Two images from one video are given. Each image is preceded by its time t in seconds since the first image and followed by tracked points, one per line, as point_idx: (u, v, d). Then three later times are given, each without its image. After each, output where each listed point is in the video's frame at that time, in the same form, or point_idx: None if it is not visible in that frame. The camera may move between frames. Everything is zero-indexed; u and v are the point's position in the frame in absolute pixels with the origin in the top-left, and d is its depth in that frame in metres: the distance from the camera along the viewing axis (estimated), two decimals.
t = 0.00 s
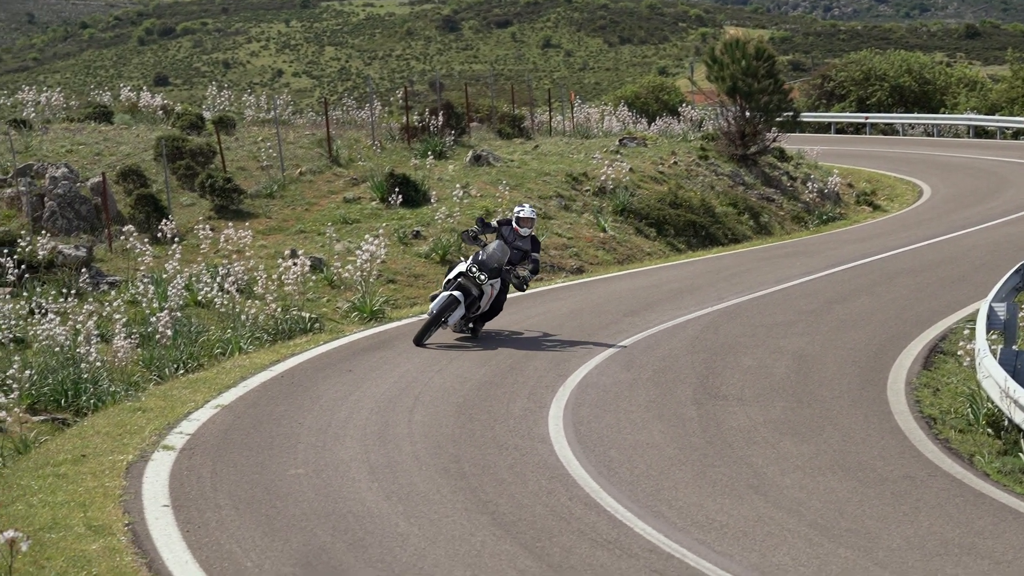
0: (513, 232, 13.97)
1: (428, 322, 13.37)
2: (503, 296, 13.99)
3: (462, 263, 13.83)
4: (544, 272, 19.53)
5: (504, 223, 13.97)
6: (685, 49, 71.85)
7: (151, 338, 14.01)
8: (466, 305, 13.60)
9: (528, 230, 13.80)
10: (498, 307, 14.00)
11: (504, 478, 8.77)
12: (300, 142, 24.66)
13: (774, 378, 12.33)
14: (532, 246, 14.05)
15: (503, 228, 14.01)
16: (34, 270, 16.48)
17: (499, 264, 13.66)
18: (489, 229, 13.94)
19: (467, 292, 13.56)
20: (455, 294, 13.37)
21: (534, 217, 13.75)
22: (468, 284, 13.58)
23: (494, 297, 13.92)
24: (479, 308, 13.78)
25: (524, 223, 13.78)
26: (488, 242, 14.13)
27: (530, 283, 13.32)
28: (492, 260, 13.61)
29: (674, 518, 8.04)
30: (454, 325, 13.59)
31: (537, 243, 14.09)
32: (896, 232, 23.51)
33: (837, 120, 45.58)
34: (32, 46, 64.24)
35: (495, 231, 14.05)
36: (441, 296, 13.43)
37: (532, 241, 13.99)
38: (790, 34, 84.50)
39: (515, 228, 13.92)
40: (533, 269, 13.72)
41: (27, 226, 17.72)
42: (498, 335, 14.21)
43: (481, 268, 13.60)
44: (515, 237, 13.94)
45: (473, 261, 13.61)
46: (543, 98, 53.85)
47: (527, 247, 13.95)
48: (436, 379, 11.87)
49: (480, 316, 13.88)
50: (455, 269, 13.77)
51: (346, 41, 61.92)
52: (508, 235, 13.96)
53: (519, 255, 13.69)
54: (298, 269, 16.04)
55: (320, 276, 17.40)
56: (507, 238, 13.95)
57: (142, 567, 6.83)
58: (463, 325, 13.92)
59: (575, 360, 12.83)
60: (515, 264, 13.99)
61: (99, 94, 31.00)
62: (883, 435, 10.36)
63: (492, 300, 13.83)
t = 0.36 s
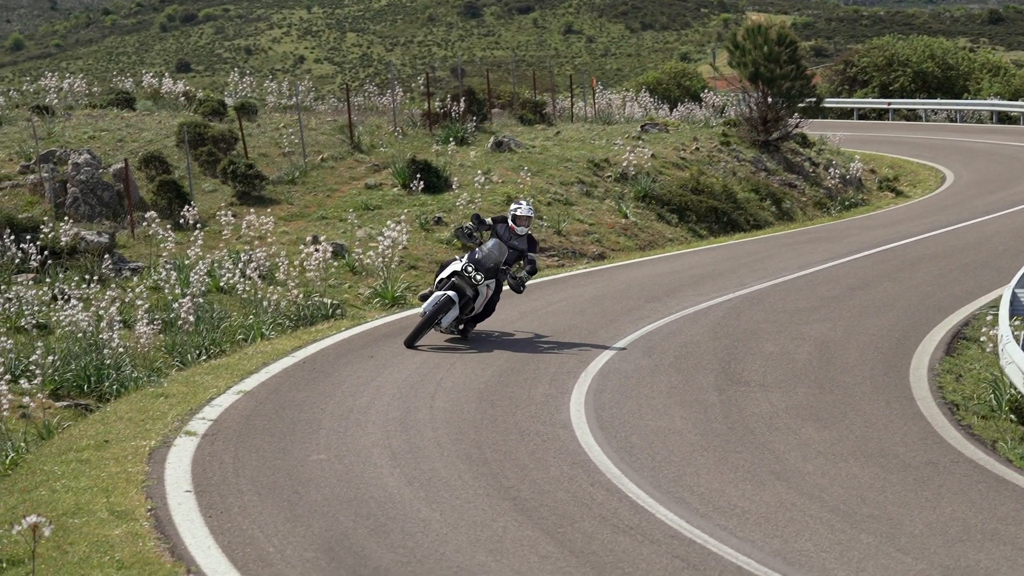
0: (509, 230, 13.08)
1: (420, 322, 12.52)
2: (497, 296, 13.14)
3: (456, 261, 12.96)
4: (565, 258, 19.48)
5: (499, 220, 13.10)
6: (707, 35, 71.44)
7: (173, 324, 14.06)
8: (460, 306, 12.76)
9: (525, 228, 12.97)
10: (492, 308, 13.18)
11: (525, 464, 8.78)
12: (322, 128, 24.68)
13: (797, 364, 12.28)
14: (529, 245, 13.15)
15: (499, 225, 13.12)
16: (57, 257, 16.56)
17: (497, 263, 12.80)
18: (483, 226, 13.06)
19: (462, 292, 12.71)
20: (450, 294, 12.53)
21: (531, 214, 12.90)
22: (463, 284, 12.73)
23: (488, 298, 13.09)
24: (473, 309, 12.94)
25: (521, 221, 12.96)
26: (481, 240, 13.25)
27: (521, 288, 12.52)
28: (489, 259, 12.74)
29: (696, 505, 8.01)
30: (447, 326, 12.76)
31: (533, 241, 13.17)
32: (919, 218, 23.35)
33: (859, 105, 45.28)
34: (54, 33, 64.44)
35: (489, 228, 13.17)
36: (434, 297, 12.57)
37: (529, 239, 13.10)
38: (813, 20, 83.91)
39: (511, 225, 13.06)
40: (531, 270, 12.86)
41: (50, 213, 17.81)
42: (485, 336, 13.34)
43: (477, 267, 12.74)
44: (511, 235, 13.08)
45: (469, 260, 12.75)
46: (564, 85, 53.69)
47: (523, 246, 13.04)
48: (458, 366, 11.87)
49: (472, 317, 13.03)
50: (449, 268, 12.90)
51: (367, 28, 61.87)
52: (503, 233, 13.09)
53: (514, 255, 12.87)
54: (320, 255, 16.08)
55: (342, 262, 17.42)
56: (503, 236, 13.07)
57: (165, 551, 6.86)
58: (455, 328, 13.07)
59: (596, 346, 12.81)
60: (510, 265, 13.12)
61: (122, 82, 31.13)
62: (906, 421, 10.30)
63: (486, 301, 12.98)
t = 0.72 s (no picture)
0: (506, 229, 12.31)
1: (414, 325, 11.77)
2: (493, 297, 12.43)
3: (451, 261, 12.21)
4: (584, 244, 19.42)
5: (496, 218, 12.27)
6: (726, 20, 71.04)
7: (192, 311, 14.10)
8: (456, 307, 12.05)
9: (523, 227, 12.12)
10: (487, 310, 12.47)
11: (543, 451, 8.77)
12: (340, 115, 24.69)
13: (816, 351, 12.22)
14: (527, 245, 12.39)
15: (496, 224, 12.33)
16: (77, 244, 16.64)
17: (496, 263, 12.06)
18: (479, 224, 12.25)
19: (459, 292, 12.02)
20: (447, 294, 11.81)
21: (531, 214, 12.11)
22: (459, 285, 12.00)
23: (485, 299, 12.38)
24: (469, 312, 12.23)
25: (519, 219, 12.08)
26: (476, 238, 12.45)
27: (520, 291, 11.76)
28: (487, 259, 11.99)
29: (714, 491, 8.00)
30: (443, 329, 12.02)
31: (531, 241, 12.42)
32: (938, 204, 23.19)
33: (879, 91, 44.94)
34: (74, 20, 64.64)
35: (485, 226, 12.36)
36: (430, 298, 11.83)
37: (527, 239, 12.35)
38: (832, 6, 83.33)
39: (507, 224, 12.22)
40: (530, 271, 12.09)
41: (69, 199, 17.87)
42: (477, 339, 12.59)
43: (475, 267, 12.01)
44: (508, 235, 12.26)
45: (466, 259, 12.02)
46: (583, 72, 53.52)
47: (522, 247, 12.29)
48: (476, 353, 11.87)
49: (467, 320, 12.29)
50: (445, 268, 12.16)
51: (385, 15, 61.81)
52: (500, 232, 12.27)
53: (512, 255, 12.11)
54: (338, 242, 16.08)
55: (360, 249, 17.43)
56: (500, 235, 12.27)
57: (184, 538, 6.88)
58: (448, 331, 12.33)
59: (614, 333, 12.78)
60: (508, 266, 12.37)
61: (141, 70, 31.22)
62: (925, 408, 10.24)
63: (483, 303, 12.26)
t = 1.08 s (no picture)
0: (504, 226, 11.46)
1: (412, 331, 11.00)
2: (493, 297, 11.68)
3: (449, 261, 11.40)
4: (599, 231, 19.38)
5: (495, 215, 11.43)
6: (742, 7, 70.64)
7: (208, 298, 14.14)
8: (455, 310, 11.30)
9: (524, 225, 11.29)
10: (487, 312, 11.72)
11: (559, 437, 8.77)
12: (355, 102, 24.67)
13: (832, 337, 12.19)
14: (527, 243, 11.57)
15: (494, 221, 11.47)
16: (93, 232, 16.71)
17: (497, 263, 11.26)
18: (477, 221, 11.41)
19: (458, 294, 11.25)
20: (446, 297, 11.05)
21: (531, 210, 11.26)
22: (458, 286, 11.25)
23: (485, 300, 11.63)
24: (468, 314, 11.47)
25: (519, 216, 11.24)
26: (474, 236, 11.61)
27: (523, 293, 11.06)
28: (488, 259, 11.19)
29: (729, 477, 7.99)
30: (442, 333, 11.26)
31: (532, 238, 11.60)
32: (955, 190, 23.06)
33: (895, 77, 44.64)
34: (90, 8, 64.75)
35: (483, 223, 11.52)
36: (427, 301, 11.06)
37: (528, 237, 11.52)
38: None
39: (507, 222, 11.38)
40: (533, 272, 11.30)
41: (85, 187, 17.94)
42: (472, 344, 11.81)
43: (476, 267, 11.24)
44: (507, 233, 11.42)
45: (466, 259, 11.24)
46: (598, 59, 53.35)
47: (522, 245, 11.47)
48: (492, 341, 11.88)
49: (466, 323, 11.54)
50: (442, 269, 11.36)
51: (400, 2, 61.70)
52: (499, 229, 11.44)
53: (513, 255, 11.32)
54: (354, 228, 16.09)
55: (376, 236, 17.44)
56: (499, 233, 11.44)
57: (200, 525, 6.91)
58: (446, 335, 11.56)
59: (630, 319, 12.76)
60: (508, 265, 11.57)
61: (157, 57, 31.26)
62: (941, 394, 10.22)
63: (484, 304, 11.52)
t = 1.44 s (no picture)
0: (506, 226, 10.66)
1: (412, 339, 10.21)
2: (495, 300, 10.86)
3: (450, 263, 10.54)
4: (611, 219, 19.34)
5: (496, 214, 10.65)
6: None
7: (221, 286, 14.18)
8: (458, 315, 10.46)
9: (527, 224, 10.45)
10: (489, 316, 10.91)
11: (572, 425, 8.78)
12: (367, 90, 24.65)
13: (845, 323, 12.16)
14: (529, 243, 10.72)
15: (495, 220, 10.67)
16: (106, 220, 16.77)
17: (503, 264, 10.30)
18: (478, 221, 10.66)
19: (460, 298, 10.43)
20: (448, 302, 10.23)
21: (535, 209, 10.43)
22: (461, 290, 10.42)
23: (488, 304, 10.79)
24: (471, 319, 10.67)
25: (522, 215, 10.43)
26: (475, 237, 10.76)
27: (528, 297, 10.33)
28: (493, 261, 10.22)
29: (742, 464, 7.98)
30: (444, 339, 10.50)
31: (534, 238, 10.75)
32: (968, 176, 22.95)
33: (908, 64, 44.39)
34: None
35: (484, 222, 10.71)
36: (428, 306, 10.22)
37: (529, 237, 10.68)
38: None
39: (509, 221, 10.58)
40: (539, 273, 10.50)
41: (98, 175, 18.00)
42: (469, 351, 11.07)
43: (480, 269, 10.27)
44: (509, 232, 10.63)
45: (471, 261, 10.26)
46: (610, 46, 53.20)
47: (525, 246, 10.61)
48: (504, 329, 11.88)
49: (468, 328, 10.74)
50: (444, 271, 10.51)
51: None
52: (500, 229, 10.67)
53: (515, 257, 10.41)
54: (366, 216, 16.09)
55: (388, 224, 17.45)
56: (500, 232, 10.66)
57: (213, 512, 6.93)
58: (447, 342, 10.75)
59: (643, 307, 12.75)
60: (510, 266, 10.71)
61: (170, 45, 31.30)
62: (954, 380, 10.20)
63: (486, 308, 10.68)
